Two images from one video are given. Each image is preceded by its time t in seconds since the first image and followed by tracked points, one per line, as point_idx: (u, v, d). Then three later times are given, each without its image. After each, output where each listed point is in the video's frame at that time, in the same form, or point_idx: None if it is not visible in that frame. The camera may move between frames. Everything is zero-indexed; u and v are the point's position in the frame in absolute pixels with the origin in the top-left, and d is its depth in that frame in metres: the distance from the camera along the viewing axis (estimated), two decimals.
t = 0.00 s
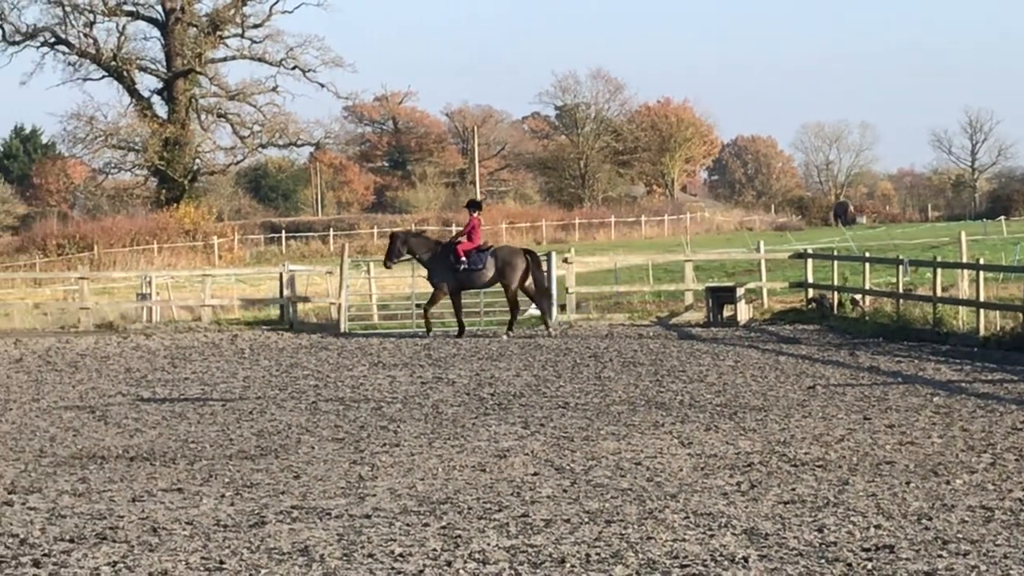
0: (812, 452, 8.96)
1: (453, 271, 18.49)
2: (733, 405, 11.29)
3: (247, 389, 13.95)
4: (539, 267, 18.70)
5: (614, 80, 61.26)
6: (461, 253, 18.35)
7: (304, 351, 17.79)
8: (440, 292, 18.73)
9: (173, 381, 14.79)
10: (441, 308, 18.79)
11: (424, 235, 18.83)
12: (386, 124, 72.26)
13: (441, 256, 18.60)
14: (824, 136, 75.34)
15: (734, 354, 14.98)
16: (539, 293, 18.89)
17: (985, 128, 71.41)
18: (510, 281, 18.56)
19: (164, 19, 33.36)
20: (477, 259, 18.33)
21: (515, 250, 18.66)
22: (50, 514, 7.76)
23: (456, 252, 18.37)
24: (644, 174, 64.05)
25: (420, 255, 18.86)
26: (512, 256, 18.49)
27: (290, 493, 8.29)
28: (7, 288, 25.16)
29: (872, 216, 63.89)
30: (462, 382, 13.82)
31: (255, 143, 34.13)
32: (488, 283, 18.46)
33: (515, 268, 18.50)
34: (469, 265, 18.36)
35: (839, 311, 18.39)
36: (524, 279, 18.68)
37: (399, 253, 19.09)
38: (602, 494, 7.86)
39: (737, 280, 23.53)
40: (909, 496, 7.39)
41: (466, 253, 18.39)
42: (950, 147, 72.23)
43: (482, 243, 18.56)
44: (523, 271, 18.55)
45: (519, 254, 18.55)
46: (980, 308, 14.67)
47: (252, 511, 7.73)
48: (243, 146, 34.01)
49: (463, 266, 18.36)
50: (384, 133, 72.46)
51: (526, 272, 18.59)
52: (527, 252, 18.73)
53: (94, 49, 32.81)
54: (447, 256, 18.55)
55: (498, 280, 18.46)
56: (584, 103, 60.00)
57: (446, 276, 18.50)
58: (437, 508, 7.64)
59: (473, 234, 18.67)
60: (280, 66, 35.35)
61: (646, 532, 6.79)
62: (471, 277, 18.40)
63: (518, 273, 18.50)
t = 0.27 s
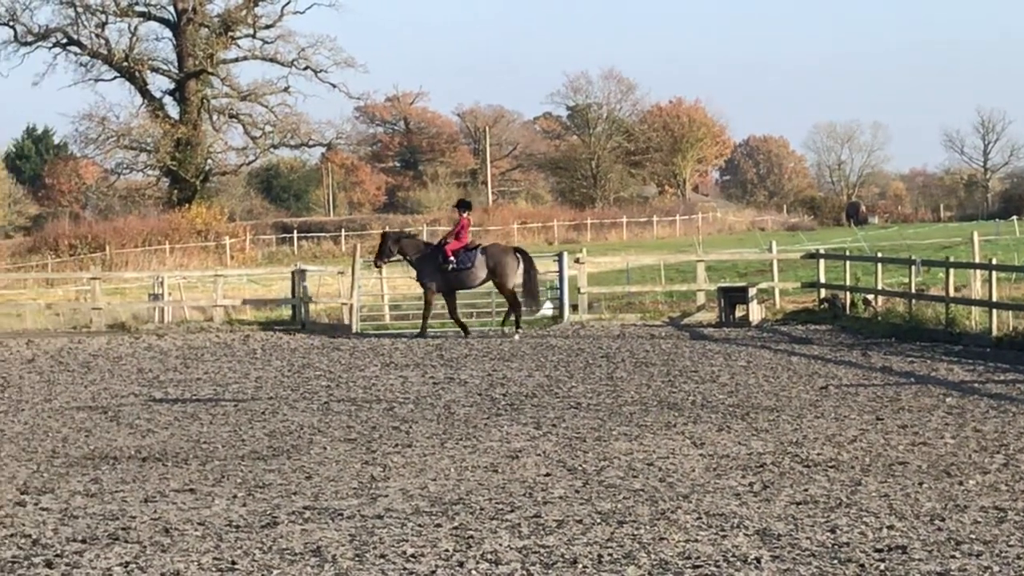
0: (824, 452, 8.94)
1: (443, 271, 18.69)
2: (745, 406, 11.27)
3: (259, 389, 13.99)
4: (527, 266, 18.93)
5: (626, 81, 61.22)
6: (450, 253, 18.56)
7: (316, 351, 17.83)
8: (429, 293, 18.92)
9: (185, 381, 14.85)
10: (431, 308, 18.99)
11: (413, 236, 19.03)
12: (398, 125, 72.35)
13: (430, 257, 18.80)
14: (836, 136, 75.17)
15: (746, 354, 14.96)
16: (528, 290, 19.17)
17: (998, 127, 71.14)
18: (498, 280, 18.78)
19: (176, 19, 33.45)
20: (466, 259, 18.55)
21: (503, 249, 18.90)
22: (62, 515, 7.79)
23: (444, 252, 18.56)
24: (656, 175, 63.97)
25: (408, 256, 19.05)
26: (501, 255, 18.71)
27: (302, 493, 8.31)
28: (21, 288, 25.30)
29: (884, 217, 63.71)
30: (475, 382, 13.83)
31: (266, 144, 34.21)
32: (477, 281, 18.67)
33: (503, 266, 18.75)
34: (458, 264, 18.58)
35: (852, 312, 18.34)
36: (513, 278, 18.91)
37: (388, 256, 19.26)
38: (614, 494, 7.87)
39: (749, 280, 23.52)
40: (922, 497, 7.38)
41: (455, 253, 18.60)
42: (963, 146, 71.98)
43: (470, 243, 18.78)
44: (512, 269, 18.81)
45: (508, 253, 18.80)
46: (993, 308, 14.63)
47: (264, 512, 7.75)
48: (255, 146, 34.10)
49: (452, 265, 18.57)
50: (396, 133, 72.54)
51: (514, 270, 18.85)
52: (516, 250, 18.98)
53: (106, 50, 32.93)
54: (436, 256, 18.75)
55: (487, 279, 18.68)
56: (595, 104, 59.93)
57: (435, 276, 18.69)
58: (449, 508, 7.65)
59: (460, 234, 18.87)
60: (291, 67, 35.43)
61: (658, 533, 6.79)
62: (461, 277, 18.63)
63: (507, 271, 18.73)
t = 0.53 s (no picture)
0: (838, 453, 8.93)
1: (435, 272, 18.82)
2: (758, 407, 11.26)
3: (273, 390, 14.05)
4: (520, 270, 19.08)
5: (639, 81, 61.16)
6: (443, 254, 18.69)
7: (329, 352, 17.89)
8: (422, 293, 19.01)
9: (199, 382, 14.93)
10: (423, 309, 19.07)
11: (406, 237, 19.14)
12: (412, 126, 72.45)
13: (423, 257, 18.92)
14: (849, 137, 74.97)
15: (759, 355, 14.94)
16: (520, 292, 19.33)
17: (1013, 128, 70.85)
18: (492, 283, 18.89)
19: (190, 21, 33.56)
20: (459, 260, 18.69)
21: (497, 252, 19.02)
22: (76, 516, 7.84)
23: (438, 253, 18.70)
24: (669, 176, 63.89)
25: (401, 257, 19.17)
26: (494, 258, 18.87)
27: (316, 494, 8.35)
28: (34, 289, 25.64)
29: (897, 218, 63.54)
30: (488, 383, 13.87)
31: (279, 145, 34.31)
32: (470, 283, 18.79)
33: (498, 270, 18.88)
34: (451, 265, 18.71)
35: (865, 313, 18.31)
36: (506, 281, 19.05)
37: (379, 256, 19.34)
38: (628, 496, 7.87)
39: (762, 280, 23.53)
40: (936, 497, 7.38)
41: (449, 254, 18.74)
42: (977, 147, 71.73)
43: (463, 245, 18.93)
44: (506, 273, 18.94)
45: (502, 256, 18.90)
46: (1007, 309, 14.58)
47: (277, 513, 7.78)
48: (268, 147, 34.21)
49: (445, 266, 18.70)
50: (409, 134, 72.64)
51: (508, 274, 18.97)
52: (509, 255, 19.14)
53: (119, 52, 33.08)
54: (430, 257, 18.87)
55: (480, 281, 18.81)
56: (608, 105, 59.86)
57: (428, 275, 18.80)
58: (463, 509, 7.68)
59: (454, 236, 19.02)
60: (304, 68, 35.52)
61: (672, 535, 6.80)
62: (453, 278, 18.77)
63: (501, 275, 18.87)
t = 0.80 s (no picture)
0: (855, 454, 8.93)
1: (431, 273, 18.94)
2: (775, 408, 11.25)
3: (289, 391, 14.10)
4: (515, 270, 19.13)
5: (655, 82, 61.07)
6: (438, 256, 18.77)
7: (345, 353, 17.96)
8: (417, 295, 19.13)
9: (215, 383, 15.00)
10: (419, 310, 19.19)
11: (400, 237, 19.23)
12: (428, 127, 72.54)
13: (419, 259, 19.01)
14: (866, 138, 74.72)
15: (775, 356, 14.91)
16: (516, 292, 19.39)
17: None
18: (487, 284, 18.97)
19: (206, 22, 33.70)
20: (454, 262, 18.75)
21: (492, 252, 19.06)
22: (93, 516, 7.90)
23: (433, 254, 18.78)
24: (685, 176, 63.79)
25: (397, 258, 19.27)
26: (489, 259, 18.91)
27: (332, 495, 8.38)
28: (52, 290, 25.86)
29: (914, 218, 63.29)
30: (504, 384, 13.89)
31: (295, 146, 34.42)
32: (466, 284, 18.88)
33: (493, 271, 18.91)
34: (447, 266, 18.78)
35: (882, 314, 18.27)
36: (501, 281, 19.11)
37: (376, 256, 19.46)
38: (644, 497, 7.89)
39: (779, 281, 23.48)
40: (953, 498, 7.37)
41: (444, 256, 18.80)
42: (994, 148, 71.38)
43: (458, 246, 18.98)
44: (501, 274, 18.99)
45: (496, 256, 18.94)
46: None
47: (293, 514, 7.82)
48: (284, 148, 34.33)
49: (440, 267, 18.78)
50: (424, 135, 72.73)
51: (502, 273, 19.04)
52: (503, 253, 19.19)
53: (136, 52, 33.25)
54: (425, 259, 18.96)
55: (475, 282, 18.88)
56: (624, 105, 59.78)
57: (424, 277, 18.91)
58: (479, 510, 7.70)
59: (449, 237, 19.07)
60: (320, 69, 35.63)
61: (689, 536, 6.81)
62: (449, 279, 18.87)
63: (496, 275, 18.93)
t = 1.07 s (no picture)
0: (874, 454, 8.92)
1: (428, 273, 19.11)
2: (794, 407, 11.23)
3: (309, 389, 14.17)
4: (513, 271, 19.26)
5: (674, 81, 60.96)
6: (436, 255, 18.93)
7: (364, 351, 18.03)
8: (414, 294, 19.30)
9: (234, 381, 15.07)
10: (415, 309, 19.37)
11: (398, 237, 19.40)
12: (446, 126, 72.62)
13: (416, 258, 19.19)
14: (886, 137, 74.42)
15: (795, 355, 14.92)
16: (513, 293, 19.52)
17: None
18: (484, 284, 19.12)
19: (225, 20, 33.87)
20: (452, 262, 18.91)
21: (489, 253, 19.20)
22: (112, 514, 7.98)
23: (431, 254, 18.94)
24: (704, 175, 63.65)
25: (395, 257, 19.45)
26: (486, 259, 19.05)
27: (351, 494, 8.42)
28: (72, 288, 26.08)
29: (934, 218, 62.99)
30: (523, 383, 13.91)
31: (314, 145, 34.54)
32: (462, 285, 19.03)
33: (490, 271, 19.06)
34: (444, 266, 18.94)
35: (901, 313, 18.23)
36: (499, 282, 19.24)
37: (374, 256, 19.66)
38: (663, 496, 7.90)
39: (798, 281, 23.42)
40: (973, 498, 7.36)
41: (441, 255, 18.96)
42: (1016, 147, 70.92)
43: (455, 246, 19.13)
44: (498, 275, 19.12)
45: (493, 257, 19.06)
46: None
47: (312, 512, 7.87)
48: (304, 147, 34.46)
49: (437, 267, 18.95)
50: (443, 134, 72.81)
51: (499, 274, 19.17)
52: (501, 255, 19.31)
53: (155, 52, 33.45)
54: (423, 258, 19.12)
55: (472, 282, 19.03)
56: (643, 104, 59.66)
57: (421, 276, 19.08)
58: (498, 509, 7.73)
59: (447, 237, 19.22)
60: (339, 68, 35.74)
61: (708, 535, 6.82)
62: (446, 279, 19.03)
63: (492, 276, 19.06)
